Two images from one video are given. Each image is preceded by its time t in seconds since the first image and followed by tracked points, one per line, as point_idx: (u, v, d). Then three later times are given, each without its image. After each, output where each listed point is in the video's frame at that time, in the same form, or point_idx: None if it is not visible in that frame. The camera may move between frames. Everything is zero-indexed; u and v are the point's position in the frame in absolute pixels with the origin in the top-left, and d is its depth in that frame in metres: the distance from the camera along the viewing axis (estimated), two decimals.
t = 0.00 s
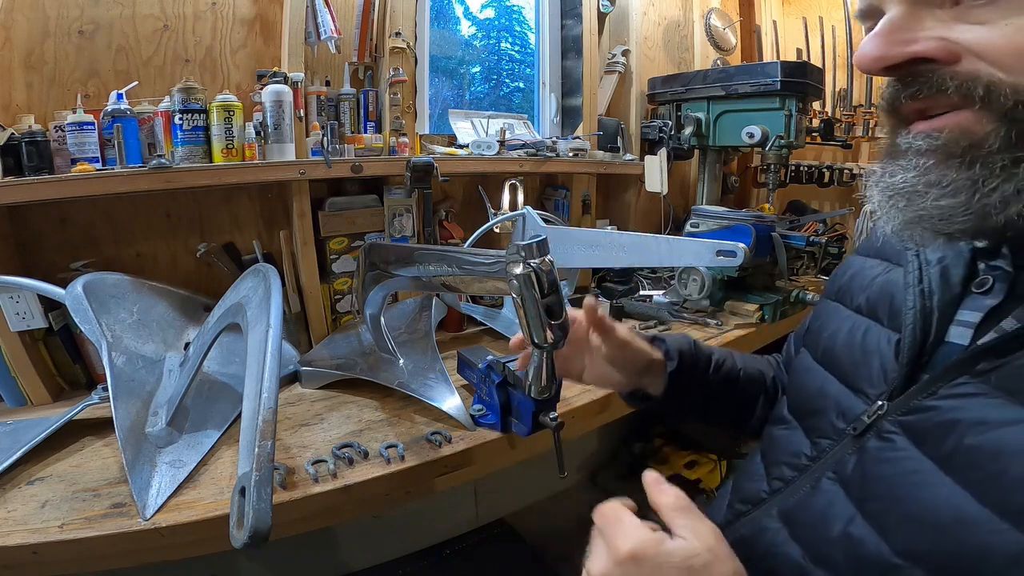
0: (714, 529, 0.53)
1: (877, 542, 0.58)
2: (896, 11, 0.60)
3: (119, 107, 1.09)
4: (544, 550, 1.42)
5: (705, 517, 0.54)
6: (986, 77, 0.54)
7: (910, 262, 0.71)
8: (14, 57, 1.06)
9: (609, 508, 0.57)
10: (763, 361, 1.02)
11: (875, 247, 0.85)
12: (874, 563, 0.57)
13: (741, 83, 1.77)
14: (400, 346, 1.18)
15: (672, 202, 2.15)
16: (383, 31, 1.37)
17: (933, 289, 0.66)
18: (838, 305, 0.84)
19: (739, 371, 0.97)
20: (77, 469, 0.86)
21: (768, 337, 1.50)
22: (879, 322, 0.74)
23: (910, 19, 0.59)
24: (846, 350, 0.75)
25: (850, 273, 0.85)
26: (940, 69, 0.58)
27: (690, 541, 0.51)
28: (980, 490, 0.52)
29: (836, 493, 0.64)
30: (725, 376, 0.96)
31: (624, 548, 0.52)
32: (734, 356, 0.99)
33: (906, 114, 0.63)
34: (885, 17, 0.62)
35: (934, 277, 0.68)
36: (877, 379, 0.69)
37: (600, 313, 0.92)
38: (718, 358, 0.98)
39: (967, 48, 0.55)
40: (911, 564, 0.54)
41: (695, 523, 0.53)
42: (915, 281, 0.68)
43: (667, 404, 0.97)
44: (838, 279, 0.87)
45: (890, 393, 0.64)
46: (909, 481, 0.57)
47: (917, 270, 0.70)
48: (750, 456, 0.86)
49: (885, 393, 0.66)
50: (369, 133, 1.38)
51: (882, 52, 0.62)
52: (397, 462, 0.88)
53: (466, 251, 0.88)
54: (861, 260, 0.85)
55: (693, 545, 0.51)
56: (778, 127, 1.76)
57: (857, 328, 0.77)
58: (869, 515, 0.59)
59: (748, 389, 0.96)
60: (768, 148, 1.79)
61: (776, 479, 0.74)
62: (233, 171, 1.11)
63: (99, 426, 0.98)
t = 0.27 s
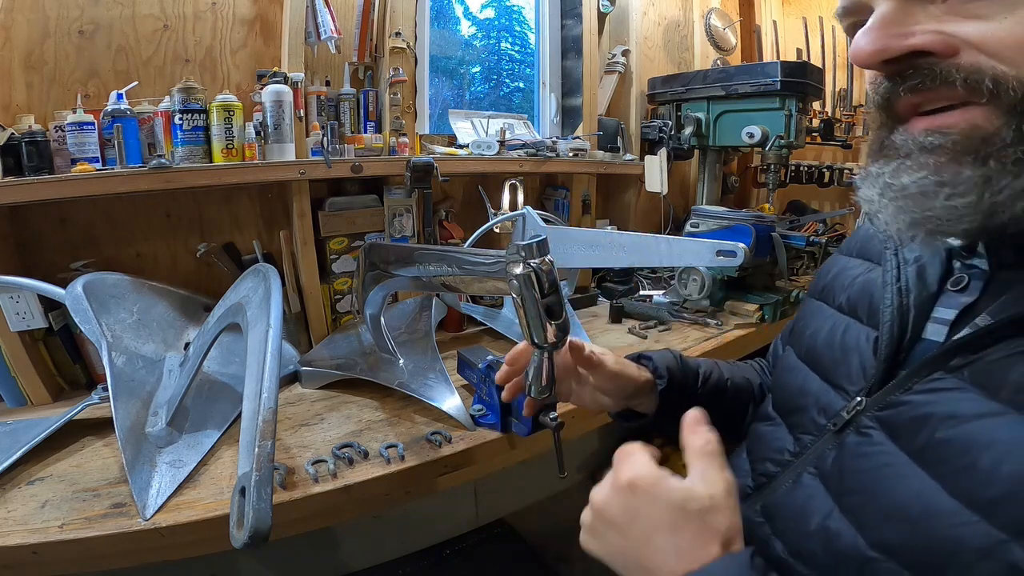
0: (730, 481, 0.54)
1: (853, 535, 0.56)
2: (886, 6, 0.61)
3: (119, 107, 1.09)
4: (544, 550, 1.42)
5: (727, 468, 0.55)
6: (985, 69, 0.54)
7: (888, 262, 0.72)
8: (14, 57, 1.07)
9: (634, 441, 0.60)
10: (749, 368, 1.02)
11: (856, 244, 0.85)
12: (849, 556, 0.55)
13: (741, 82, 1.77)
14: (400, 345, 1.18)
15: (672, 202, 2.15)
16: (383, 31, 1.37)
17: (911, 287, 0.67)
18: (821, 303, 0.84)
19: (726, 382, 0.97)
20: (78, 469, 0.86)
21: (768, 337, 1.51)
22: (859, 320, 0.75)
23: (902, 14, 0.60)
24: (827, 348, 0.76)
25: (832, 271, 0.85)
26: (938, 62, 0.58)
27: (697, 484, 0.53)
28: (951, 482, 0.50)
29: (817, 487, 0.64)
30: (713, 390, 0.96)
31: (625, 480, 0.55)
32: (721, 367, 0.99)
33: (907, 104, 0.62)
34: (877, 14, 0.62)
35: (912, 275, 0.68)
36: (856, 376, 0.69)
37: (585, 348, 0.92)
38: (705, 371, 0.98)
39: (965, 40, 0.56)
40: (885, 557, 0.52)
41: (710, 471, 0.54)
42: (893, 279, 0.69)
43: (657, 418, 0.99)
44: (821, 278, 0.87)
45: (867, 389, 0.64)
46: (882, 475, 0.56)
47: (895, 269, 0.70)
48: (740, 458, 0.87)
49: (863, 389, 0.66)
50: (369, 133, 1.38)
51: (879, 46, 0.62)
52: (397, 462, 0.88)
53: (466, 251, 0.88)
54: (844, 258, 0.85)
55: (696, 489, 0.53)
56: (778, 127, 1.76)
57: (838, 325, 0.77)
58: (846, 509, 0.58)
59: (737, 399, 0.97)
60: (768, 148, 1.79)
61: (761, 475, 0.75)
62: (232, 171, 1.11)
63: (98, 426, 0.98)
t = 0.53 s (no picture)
0: (769, 432, 0.58)
1: (838, 524, 0.56)
2: (853, 25, 0.55)
3: (119, 107, 1.09)
4: (544, 550, 1.42)
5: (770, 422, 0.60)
6: (937, 92, 0.49)
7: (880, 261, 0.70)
8: (14, 57, 1.07)
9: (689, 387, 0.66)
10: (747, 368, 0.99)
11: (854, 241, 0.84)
12: (834, 545, 0.55)
13: (741, 83, 1.77)
14: (400, 346, 1.18)
15: (671, 201, 2.14)
16: (383, 31, 1.37)
17: (900, 283, 0.64)
18: (817, 303, 0.82)
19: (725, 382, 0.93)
20: (78, 469, 0.86)
21: (767, 337, 1.51)
22: (851, 317, 0.74)
23: (864, 34, 0.54)
24: (819, 344, 0.76)
25: (830, 271, 0.84)
26: (891, 84, 0.52)
27: (734, 426, 0.58)
28: (929, 469, 0.50)
29: (802, 477, 0.63)
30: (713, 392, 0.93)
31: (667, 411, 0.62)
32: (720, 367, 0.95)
33: (867, 127, 0.57)
34: (845, 34, 0.56)
35: (901, 274, 0.66)
36: (847, 370, 0.70)
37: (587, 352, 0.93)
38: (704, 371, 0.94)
39: (919, 59, 0.50)
40: (866, 545, 0.52)
41: (753, 417, 0.60)
42: (883, 276, 0.67)
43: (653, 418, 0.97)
44: (819, 278, 0.86)
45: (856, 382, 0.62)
46: (864, 464, 0.55)
47: (886, 267, 0.68)
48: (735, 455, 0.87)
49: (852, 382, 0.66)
50: (369, 133, 1.38)
51: (840, 69, 0.56)
52: (397, 462, 0.88)
53: (466, 251, 0.88)
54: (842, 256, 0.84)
55: (731, 429, 0.58)
56: (778, 127, 1.76)
57: (831, 323, 0.76)
58: (831, 498, 0.57)
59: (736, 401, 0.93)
60: (768, 148, 1.79)
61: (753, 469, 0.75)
62: (232, 171, 1.11)
63: (98, 426, 0.98)
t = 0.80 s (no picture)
0: (783, 422, 0.60)
1: (833, 519, 0.56)
2: (831, 33, 0.57)
3: (119, 107, 1.09)
4: (544, 550, 1.41)
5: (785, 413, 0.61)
6: (887, 101, 0.53)
7: (880, 259, 0.70)
8: (14, 57, 1.07)
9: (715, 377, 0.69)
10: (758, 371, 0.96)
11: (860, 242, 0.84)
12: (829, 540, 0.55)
13: (741, 83, 1.77)
14: (400, 345, 1.18)
15: (672, 201, 2.14)
16: (383, 31, 1.37)
17: (900, 282, 0.64)
18: (821, 303, 0.83)
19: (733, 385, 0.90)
20: (78, 469, 0.86)
21: (767, 338, 1.50)
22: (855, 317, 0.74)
23: (840, 41, 0.56)
24: (822, 345, 0.76)
25: (835, 273, 0.84)
26: (854, 91, 0.55)
27: (751, 415, 0.60)
28: (922, 464, 0.50)
29: (801, 474, 0.63)
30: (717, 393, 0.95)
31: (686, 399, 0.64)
32: (728, 369, 0.93)
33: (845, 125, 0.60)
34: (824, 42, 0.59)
35: (900, 272, 0.65)
36: (847, 369, 0.70)
37: (594, 354, 0.93)
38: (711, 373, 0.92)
39: (876, 72, 0.53)
40: (863, 540, 0.52)
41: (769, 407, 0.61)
42: (884, 274, 0.67)
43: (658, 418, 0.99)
44: (824, 279, 0.85)
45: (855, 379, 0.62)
46: (861, 459, 0.55)
47: (886, 266, 0.68)
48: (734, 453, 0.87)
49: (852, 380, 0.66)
50: (369, 133, 1.38)
51: (813, 75, 0.59)
52: (397, 462, 0.88)
53: (466, 251, 0.88)
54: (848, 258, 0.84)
55: (745, 415, 0.60)
56: (778, 127, 1.76)
57: (833, 324, 0.76)
58: (828, 494, 0.57)
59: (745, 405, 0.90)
60: (768, 147, 1.79)
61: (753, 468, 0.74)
62: (232, 171, 1.11)
63: (98, 425, 0.98)
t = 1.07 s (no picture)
0: (783, 427, 0.60)
1: (829, 528, 0.56)
2: (829, 30, 0.57)
3: (119, 107, 1.09)
4: (544, 550, 1.42)
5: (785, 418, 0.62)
6: (901, 100, 0.52)
7: (884, 263, 0.68)
8: (14, 57, 1.07)
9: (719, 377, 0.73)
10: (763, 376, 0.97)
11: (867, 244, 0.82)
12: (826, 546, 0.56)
13: (741, 83, 1.77)
14: (400, 345, 1.18)
15: (672, 201, 2.14)
16: (383, 31, 1.37)
17: (902, 288, 0.63)
18: (827, 306, 0.82)
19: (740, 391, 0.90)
20: (78, 469, 0.86)
21: (767, 338, 1.50)
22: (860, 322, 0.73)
23: (840, 37, 0.56)
24: (825, 349, 0.75)
25: (842, 274, 0.83)
26: (862, 89, 0.55)
27: (750, 421, 0.60)
28: (919, 476, 0.51)
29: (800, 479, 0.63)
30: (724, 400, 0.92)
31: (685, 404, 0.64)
32: (735, 373, 0.94)
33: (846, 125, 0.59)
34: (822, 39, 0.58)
35: (905, 277, 0.64)
36: (848, 374, 0.70)
37: (595, 360, 0.92)
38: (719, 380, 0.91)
39: (885, 70, 0.52)
40: (857, 550, 0.53)
41: (769, 413, 0.62)
42: (887, 279, 0.65)
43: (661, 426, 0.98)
44: (832, 281, 0.85)
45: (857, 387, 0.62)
46: (860, 468, 0.56)
47: (890, 269, 0.66)
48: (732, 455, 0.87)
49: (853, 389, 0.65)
50: (369, 133, 1.38)
51: (813, 74, 0.58)
52: (396, 462, 0.88)
53: (466, 251, 0.88)
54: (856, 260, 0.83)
55: (745, 422, 0.60)
56: (778, 127, 1.76)
57: (838, 328, 0.76)
58: (826, 501, 0.57)
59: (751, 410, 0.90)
60: (768, 148, 1.79)
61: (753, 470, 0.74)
62: (231, 171, 1.11)
63: (98, 425, 0.98)
